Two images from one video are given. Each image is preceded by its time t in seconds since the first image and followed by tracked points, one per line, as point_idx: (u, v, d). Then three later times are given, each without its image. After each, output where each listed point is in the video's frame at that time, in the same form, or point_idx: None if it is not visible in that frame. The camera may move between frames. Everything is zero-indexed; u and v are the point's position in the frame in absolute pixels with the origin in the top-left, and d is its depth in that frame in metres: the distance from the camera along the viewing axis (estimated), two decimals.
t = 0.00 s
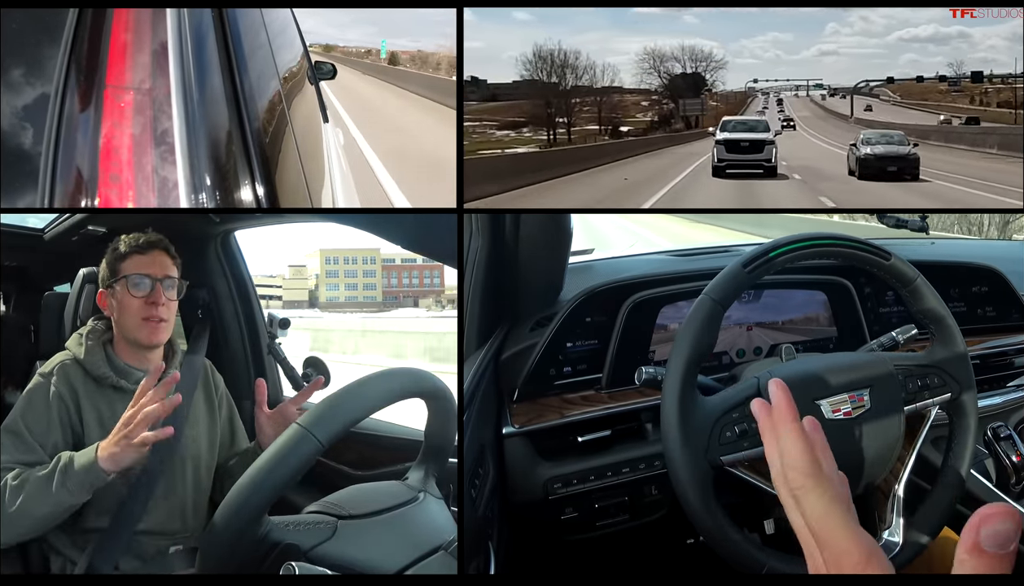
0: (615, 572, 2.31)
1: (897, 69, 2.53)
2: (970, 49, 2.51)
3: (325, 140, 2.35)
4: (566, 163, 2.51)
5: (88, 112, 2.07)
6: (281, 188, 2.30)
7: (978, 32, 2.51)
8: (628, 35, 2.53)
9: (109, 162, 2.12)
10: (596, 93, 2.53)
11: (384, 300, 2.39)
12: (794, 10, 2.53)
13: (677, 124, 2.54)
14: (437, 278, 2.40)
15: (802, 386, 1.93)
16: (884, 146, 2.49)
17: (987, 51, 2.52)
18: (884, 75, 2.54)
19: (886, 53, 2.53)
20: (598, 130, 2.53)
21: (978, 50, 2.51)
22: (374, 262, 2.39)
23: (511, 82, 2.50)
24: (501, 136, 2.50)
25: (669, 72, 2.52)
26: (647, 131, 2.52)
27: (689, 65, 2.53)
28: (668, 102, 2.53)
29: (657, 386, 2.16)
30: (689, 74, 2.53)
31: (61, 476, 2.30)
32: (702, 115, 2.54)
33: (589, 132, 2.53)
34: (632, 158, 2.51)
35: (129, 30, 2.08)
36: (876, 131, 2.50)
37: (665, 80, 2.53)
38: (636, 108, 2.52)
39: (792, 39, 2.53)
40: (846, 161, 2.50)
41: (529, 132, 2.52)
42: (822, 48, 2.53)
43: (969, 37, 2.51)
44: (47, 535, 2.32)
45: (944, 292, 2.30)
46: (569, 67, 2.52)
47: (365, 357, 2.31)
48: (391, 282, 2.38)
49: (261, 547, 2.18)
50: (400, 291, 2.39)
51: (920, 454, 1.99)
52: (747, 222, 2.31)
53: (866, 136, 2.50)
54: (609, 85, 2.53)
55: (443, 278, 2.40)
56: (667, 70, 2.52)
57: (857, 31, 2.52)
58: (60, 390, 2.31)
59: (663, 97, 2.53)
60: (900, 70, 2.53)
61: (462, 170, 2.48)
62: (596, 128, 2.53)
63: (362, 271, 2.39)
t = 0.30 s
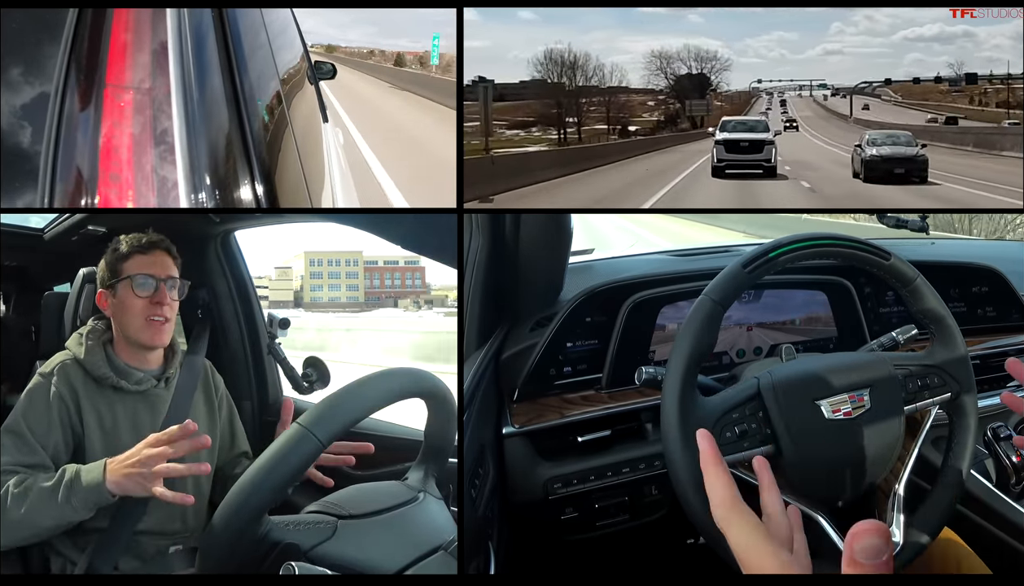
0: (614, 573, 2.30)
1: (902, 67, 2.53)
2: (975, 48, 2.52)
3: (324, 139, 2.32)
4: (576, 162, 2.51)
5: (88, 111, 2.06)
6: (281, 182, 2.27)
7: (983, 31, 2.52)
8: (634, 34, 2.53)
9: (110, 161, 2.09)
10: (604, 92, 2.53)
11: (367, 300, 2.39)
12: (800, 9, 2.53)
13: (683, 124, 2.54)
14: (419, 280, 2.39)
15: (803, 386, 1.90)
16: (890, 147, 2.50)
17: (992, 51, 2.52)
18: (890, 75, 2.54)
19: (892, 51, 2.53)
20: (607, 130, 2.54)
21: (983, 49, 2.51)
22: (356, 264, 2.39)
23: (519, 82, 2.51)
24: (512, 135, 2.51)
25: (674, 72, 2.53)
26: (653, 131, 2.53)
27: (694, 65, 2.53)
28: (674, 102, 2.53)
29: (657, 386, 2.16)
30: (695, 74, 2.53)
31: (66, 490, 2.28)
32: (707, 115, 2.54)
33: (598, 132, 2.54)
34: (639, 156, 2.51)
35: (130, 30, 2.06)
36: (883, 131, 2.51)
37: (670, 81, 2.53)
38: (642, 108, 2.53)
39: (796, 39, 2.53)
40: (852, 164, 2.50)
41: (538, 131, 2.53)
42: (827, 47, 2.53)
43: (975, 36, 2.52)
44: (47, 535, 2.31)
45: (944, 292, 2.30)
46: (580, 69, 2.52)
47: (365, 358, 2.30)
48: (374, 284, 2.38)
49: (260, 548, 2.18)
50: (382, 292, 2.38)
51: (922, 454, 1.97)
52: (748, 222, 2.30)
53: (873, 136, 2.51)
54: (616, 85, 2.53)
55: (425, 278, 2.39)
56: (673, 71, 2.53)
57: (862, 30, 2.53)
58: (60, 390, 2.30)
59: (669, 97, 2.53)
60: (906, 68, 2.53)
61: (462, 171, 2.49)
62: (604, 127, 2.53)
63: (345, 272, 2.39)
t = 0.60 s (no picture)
0: (614, 572, 2.30)
1: (908, 66, 2.54)
2: (980, 47, 2.53)
3: (323, 140, 2.31)
4: (582, 159, 2.58)
5: (88, 111, 2.02)
6: (282, 183, 2.25)
7: (988, 30, 2.53)
8: (638, 33, 2.53)
9: (110, 162, 2.05)
10: (612, 92, 2.55)
11: (350, 301, 2.38)
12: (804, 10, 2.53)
13: (687, 123, 2.56)
14: (402, 281, 2.39)
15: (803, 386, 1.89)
16: (898, 147, 2.52)
17: (996, 49, 2.53)
18: (892, 73, 2.54)
19: (897, 51, 2.53)
20: (615, 128, 2.57)
21: (988, 48, 2.53)
22: (340, 266, 2.39)
23: (525, 81, 2.54)
24: (522, 135, 2.56)
25: (681, 72, 2.53)
26: (660, 129, 2.56)
27: (700, 65, 2.53)
28: (681, 102, 2.54)
29: (657, 386, 2.16)
30: (701, 74, 2.53)
31: (65, 488, 2.28)
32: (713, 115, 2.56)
33: (606, 131, 2.57)
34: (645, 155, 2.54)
35: (129, 31, 2.04)
36: (890, 131, 2.53)
37: (676, 82, 2.54)
38: (650, 107, 2.55)
39: (801, 38, 2.52)
40: (857, 165, 2.52)
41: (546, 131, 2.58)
42: (832, 46, 2.53)
43: (980, 34, 2.52)
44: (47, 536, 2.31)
45: (944, 292, 2.30)
46: (589, 69, 2.54)
47: (364, 357, 2.30)
48: (358, 285, 2.38)
49: (262, 548, 2.18)
50: (367, 292, 2.39)
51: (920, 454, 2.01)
52: (749, 221, 2.31)
53: (880, 136, 2.53)
54: (624, 84, 2.54)
55: (408, 279, 2.39)
56: (678, 70, 2.53)
57: (867, 29, 2.52)
58: (60, 390, 2.30)
59: (675, 97, 2.54)
60: (910, 67, 2.54)
61: (462, 171, 2.50)
62: (612, 125, 2.57)
63: (329, 274, 2.38)
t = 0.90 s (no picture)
0: (614, 572, 2.31)
1: (914, 65, 2.54)
2: (986, 46, 2.52)
3: (325, 142, 2.32)
4: (593, 158, 2.60)
5: (87, 111, 2.02)
6: (282, 183, 2.25)
7: (994, 29, 2.52)
8: (643, 32, 2.53)
9: (109, 162, 2.05)
10: (620, 92, 2.56)
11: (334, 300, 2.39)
12: (809, 9, 2.52)
13: (694, 123, 2.56)
14: (386, 281, 2.40)
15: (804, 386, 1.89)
16: (907, 147, 2.56)
17: (1001, 48, 2.54)
18: (901, 73, 2.55)
19: (903, 49, 2.53)
20: (624, 127, 2.58)
21: (993, 47, 2.53)
22: (325, 266, 2.39)
23: (532, 81, 2.55)
24: (534, 133, 2.57)
25: (687, 71, 2.53)
26: (667, 128, 2.57)
27: (706, 64, 2.53)
28: (688, 102, 2.54)
29: (656, 386, 2.16)
30: (707, 74, 2.53)
31: (65, 488, 2.29)
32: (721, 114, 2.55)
33: (614, 130, 2.59)
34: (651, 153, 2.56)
35: (127, 31, 2.03)
36: (897, 131, 2.58)
37: (682, 81, 2.54)
38: (659, 107, 2.55)
39: (807, 37, 2.52)
40: (863, 166, 2.56)
41: (557, 129, 2.59)
42: (837, 45, 2.53)
43: (985, 33, 2.52)
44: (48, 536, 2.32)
45: (944, 292, 2.30)
46: (597, 71, 2.55)
47: (364, 357, 2.30)
48: (342, 286, 2.39)
49: (263, 546, 2.18)
50: (351, 294, 2.39)
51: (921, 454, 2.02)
52: (748, 221, 2.31)
53: (885, 136, 2.59)
54: (632, 85, 2.55)
55: (391, 279, 2.40)
56: (685, 70, 2.53)
57: (872, 29, 2.52)
58: (60, 390, 2.31)
59: (682, 96, 2.54)
60: (917, 66, 2.54)
61: (462, 170, 2.50)
62: (621, 124, 2.58)
63: (315, 275, 2.39)
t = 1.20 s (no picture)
0: (614, 572, 2.31)
1: (919, 63, 2.54)
2: (991, 45, 2.52)
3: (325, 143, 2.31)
4: (603, 157, 2.57)
5: (88, 111, 2.02)
6: (281, 182, 2.26)
7: (999, 27, 2.53)
8: (649, 31, 2.53)
9: (110, 162, 2.05)
10: (629, 92, 2.54)
11: (321, 300, 2.38)
12: (815, 7, 2.53)
13: (700, 123, 2.56)
14: (370, 282, 2.40)
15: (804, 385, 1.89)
16: (918, 148, 2.52)
17: (1007, 48, 2.53)
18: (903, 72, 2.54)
19: (908, 48, 2.53)
20: (633, 127, 2.56)
21: (999, 46, 2.53)
22: (312, 268, 2.39)
23: (539, 81, 2.55)
24: (543, 132, 2.57)
25: (693, 72, 2.54)
26: (674, 128, 2.57)
27: (712, 64, 2.54)
28: (693, 102, 2.55)
29: (656, 386, 2.16)
30: (713, 74, 2.54)
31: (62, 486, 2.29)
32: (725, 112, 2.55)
33: (624, 130, 2.57)
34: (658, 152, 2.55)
35: (128, 32, 2.05)
36: (907, 131, 2.54)
37: (688, 81, 2.54)
38: (666, 107, 2.55)
39: (812, 35, 2.53)
40: (871, 168, 2.53)
41: (566, 129, 2.57)
42: (842, 44, 2.54)
43: (991, 32, 2.52)
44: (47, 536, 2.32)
45: (944, 292, 2.31)
46: (607, 73, 2.54)
47: (362, 357, 2.30)
48: (329, 286, 2.38)
49: (263, 546, 2.19)
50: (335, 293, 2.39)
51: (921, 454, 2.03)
52: (748, 221, 2.31)
53: (894, 136, 2.55)
54: (640, 85, 2.54)
55: (376, 280, 2.40)
56: (690, 71, 2.54)
57: (878, 27, 2.52)
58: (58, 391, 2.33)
59: (687, 96, 2.55)
60: (921, 65, 2.54)
61: (462, 170, 2.50)
62: (629, 124, 2.56)
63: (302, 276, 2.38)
